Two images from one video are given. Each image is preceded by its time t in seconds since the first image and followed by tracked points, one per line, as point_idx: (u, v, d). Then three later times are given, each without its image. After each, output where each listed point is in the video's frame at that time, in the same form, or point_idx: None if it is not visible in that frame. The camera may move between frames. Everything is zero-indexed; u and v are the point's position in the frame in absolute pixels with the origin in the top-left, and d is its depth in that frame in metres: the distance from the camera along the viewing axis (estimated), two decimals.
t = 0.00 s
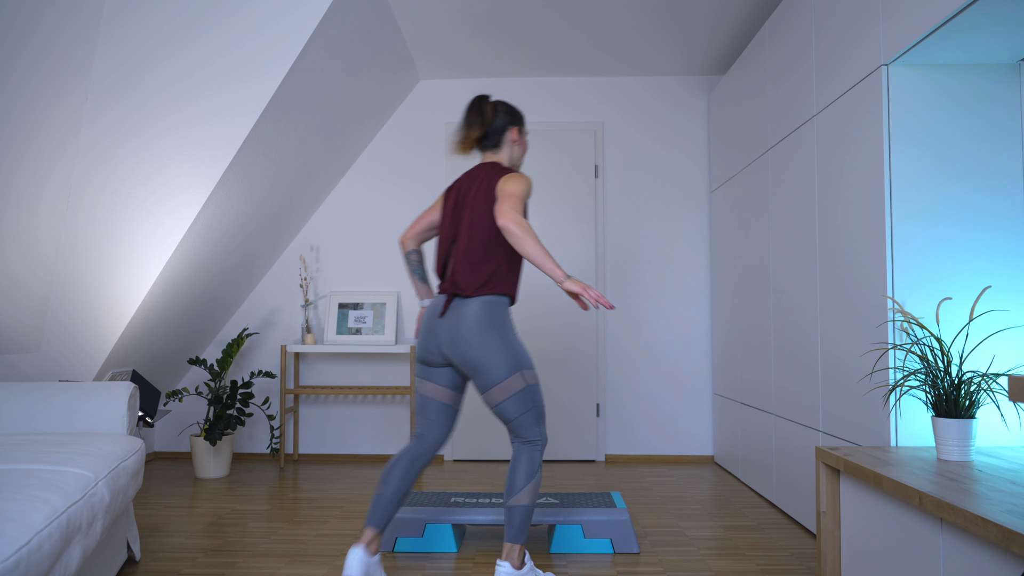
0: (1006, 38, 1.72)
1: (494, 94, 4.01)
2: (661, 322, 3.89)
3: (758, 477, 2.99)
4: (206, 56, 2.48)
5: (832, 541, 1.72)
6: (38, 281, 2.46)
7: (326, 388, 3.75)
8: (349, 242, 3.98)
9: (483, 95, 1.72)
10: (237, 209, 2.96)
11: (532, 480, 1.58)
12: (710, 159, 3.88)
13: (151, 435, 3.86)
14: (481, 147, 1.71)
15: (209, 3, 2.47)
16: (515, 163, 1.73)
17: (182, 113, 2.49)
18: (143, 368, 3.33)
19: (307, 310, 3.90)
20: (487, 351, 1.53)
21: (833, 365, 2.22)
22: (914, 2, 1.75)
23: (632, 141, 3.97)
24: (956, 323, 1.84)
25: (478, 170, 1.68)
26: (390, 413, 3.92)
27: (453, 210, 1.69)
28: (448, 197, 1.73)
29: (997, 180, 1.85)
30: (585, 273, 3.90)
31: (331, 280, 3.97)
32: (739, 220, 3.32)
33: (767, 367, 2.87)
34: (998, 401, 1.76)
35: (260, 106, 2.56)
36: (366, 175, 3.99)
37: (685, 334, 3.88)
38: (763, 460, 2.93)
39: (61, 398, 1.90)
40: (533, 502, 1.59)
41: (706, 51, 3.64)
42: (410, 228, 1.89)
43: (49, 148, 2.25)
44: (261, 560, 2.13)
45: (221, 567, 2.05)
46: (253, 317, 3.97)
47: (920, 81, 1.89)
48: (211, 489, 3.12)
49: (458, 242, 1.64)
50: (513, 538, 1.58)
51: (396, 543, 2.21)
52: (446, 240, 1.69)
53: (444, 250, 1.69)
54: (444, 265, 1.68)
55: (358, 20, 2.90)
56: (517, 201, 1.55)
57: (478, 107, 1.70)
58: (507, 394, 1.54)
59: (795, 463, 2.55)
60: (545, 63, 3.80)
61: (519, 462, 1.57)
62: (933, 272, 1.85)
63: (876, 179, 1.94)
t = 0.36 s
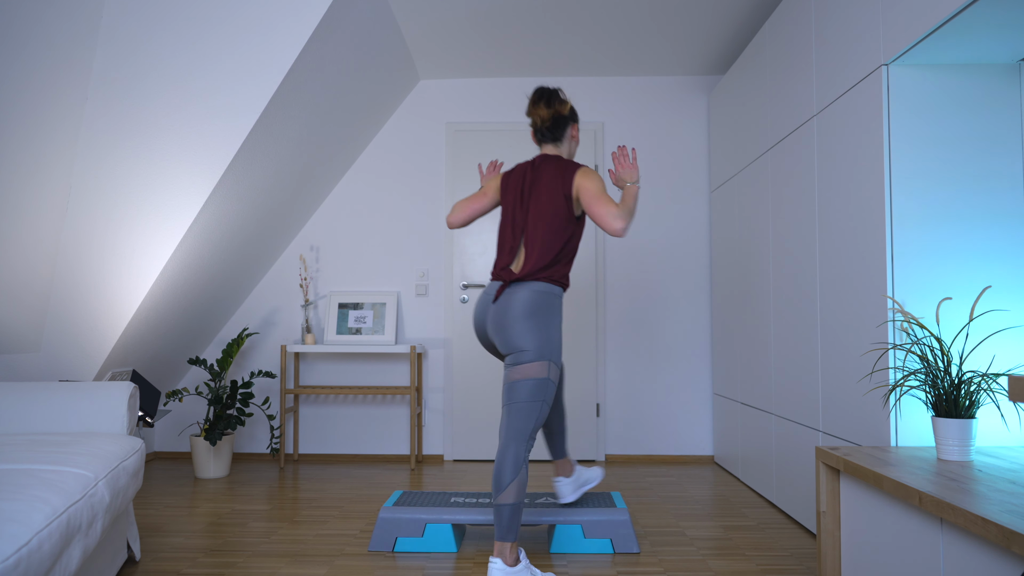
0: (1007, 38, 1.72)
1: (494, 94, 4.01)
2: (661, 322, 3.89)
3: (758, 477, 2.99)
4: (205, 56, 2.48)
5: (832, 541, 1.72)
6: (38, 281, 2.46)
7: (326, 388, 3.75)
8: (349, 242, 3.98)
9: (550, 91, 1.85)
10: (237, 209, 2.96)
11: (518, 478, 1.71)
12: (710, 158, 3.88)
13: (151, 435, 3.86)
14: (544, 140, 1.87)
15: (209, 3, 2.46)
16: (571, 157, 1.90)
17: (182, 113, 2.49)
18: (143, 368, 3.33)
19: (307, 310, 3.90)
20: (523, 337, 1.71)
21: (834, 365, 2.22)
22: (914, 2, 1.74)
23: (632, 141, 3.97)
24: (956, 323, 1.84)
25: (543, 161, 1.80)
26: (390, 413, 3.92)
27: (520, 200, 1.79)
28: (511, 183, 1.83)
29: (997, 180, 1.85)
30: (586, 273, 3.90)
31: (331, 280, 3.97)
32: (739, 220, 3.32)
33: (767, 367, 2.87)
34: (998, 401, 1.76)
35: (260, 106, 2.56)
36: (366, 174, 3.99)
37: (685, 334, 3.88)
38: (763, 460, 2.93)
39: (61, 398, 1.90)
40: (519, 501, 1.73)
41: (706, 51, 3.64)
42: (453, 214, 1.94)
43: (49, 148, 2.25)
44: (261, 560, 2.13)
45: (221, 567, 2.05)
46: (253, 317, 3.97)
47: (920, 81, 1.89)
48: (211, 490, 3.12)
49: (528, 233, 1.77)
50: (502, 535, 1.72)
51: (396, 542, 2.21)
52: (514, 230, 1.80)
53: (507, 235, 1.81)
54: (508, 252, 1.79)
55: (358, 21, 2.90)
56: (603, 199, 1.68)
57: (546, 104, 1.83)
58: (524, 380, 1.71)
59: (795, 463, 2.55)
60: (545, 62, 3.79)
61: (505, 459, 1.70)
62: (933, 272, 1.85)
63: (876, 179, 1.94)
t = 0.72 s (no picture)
0: (1007, 38, 1.72)
1: (494, 93, 4.01)
2: (661, 322, 3.89)
3: (758, 477, 2.99)
4: (205, 57, 2.48)
5: (832, 541, 1.71)
6: (38, 281, 2.46)
7: (326, 388, 3.75)
8: (349, 242, 3.98)
9: (576, 87, 2.18)
10: (237, 209, 2.96)
11: (588, 412, 1.98)
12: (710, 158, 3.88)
13: (151, 435, 3.86)
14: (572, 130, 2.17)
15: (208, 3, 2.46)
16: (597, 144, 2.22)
17: (181, 113, 2.49)
18: (143, 368, 3.33)
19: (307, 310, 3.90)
20: (569, 306, 1.95)
21: (834, 365, 2.22)
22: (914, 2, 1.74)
23: (632, 141, 3.97)
24: (956, 323, 1.84)
25: (573, 149, 2.11)
26: (390, 413, 3.92)
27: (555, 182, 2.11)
28: (546, 169, 2.16)
29: (997, 180, 1.85)
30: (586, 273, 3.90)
31: (331, 280, 3.97)
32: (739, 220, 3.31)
33: (767, 367, 2.87)
34: (998, 401, 1.76)
35: (260, 106, 2.56)
36: (366, 175, 4.00)
37: (685, 333, 3.88)
38: (763, 460, 2.93)
39: (61, 398, 1.90)
40: (579, 429, 1.99)
41: (706, 51, 3.64)
42: (494, 203, 2.30)
43: (49, 148, 2.25)
44: (261, 560, 2.13)
45: (221, 566, 2.05)
46: (253, 317, 3.97)
47: (920, 81, 1.89)
48: (211, 489, 3.12)
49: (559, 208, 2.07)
50: (552, 448, 1.95)
51: (396, 542, 2.21)
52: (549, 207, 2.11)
53: (541, 213, 2.12)
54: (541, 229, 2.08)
55: (358, 21, 2.91)
56: (635, 173, 1.97)
57: (574, 98, 2.16)
58: (587, 346, 1.95)
59: (795, 462, 2.55)
60: (545, 62, 3.79)
61: (584, 396, 1.99)
62: (934, 272, 1.85)
63: (876, 179, 1.94)
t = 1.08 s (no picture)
0: (1007, 39, 1.72)
1: (494, 93, 4.01)
2: (661, 322, 3.89)
3: (758, 477, 2.99)
4: (206, 57, 2.48)
5: (832, 541, 1.72)
6: (39, 281, 2.46)
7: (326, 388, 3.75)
8: (349, 242, 3.98)
9: (570, 91, 2.18)
10: (237, 209, 2.96)
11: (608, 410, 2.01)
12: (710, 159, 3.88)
13: (151, 435, 3.86)
14: (566, 134, 2.18)
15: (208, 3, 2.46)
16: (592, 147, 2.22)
17: (182, 113, 2.49)
18: (143, 368, 3.33)
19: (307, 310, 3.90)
20: (604, 308, 1.97)
21: (833, 366, 2.22)
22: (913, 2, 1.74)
23: (632, 141, 3.97)
24: (956, 323, 1.84)
25: (579, 148, 2.12)
26: (390, 414, 3.92)
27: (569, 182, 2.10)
28: (554, 170, 2.14)
29: (997, 180, 1.85)
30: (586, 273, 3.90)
31: (331, 281, 3.97)
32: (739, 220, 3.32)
33: (767, 367, 2.87)
34: (998, 401, 1.76)
35: (259, 107, 2.56)
36: (366, 175, 4.00)
37: (685, 334, 3.88)
38: (763, 460, 2.93)
39: (61, 398, 1.90)
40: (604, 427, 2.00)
41: (707, 51, 3.64)
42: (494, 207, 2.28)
43: (50, 148, 2.25)
44: (261, 560, 2.13)
45: (221, 566, 2.05)
46: (253, 317, 3.97)
47: (920, 81, 1.89)
48: (211, 489, 3.12)
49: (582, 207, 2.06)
50: (584, 446, 1.97)
51: (396, 542, 2.21)
52: (565, 208, 2.09)
53: (557, 214, 2.11)
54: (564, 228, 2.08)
55: (358, 21, 2.91)
56: (636, 167, 2.02)
57: (568, 103, 2.16)
58: (610, 346, 2.01)
59: (795, 462, 2.55)
60: (545, 62, 3.79)
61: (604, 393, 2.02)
62: (933, 272, 1.85)
63: (876, 179, 1.94)
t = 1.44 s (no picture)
0: (1006, 39, 1.72)
1: (494, 94, 4.01)
2: (661, 322, 3.89)
3: (758, 476, 2.99)
4: (206, 57, 2.48)
5: (832, 541, 1.72)
6: (39, 281, 2.47)
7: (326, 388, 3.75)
8: (349, 242, 3.98)
9: (589, 103, 2.07)
10: (237, 209, 2.96)
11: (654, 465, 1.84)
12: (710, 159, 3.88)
13: (151, 435, 3.86)
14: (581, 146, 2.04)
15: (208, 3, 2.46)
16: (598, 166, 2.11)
17: (182, 113, 2.49)
18: (143, 367, 3.33)
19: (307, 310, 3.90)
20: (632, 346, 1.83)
21: (833, 366, 2.22)
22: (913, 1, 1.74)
23: (632, 141, 3.97)
24: (955, 322, 1.84)
25: (601, 168, 1.97)
26: (389, 413, 3.92)
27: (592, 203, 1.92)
28: (576, 188, 1.94)
29: (996, 180, 1.85)
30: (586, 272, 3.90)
31: (331, 281, 3.97)
32: (739, 220, 3.32)
33: (767, 366, 2.87)
34: (998, 401, 1.76)
35: (259, 107, 2.56)
36: (366, 175, 4.00)
37: (685, 334, 3.88)
38: (762, 459, 2.94)
39: (61, 398, 1.90)
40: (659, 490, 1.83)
41: (707, 51, 3.64)
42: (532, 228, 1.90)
43: (49, 147, 2.25)
44: (261, 560, 2.13)
45: (221, 567, 2.05)
46: (253, 317, 3.97)
47: (920, 81, 1.89)
48: (211, 489, 3.12)
49: (608, 235, 1.90)
50: (649, 523, 1.79)
51: (396, 542, 2.21)
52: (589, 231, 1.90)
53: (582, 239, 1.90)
54: (589, 255, 1.88)
55: (357, 22, 2.91)
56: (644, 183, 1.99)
57: (590, 114, 2.05)
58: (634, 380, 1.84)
59: (795, 462, 2.55)
60: (545, 62, 3.79)
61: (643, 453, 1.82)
62: (933, 272, 1.85)
63: (876, 179, 1.94)
